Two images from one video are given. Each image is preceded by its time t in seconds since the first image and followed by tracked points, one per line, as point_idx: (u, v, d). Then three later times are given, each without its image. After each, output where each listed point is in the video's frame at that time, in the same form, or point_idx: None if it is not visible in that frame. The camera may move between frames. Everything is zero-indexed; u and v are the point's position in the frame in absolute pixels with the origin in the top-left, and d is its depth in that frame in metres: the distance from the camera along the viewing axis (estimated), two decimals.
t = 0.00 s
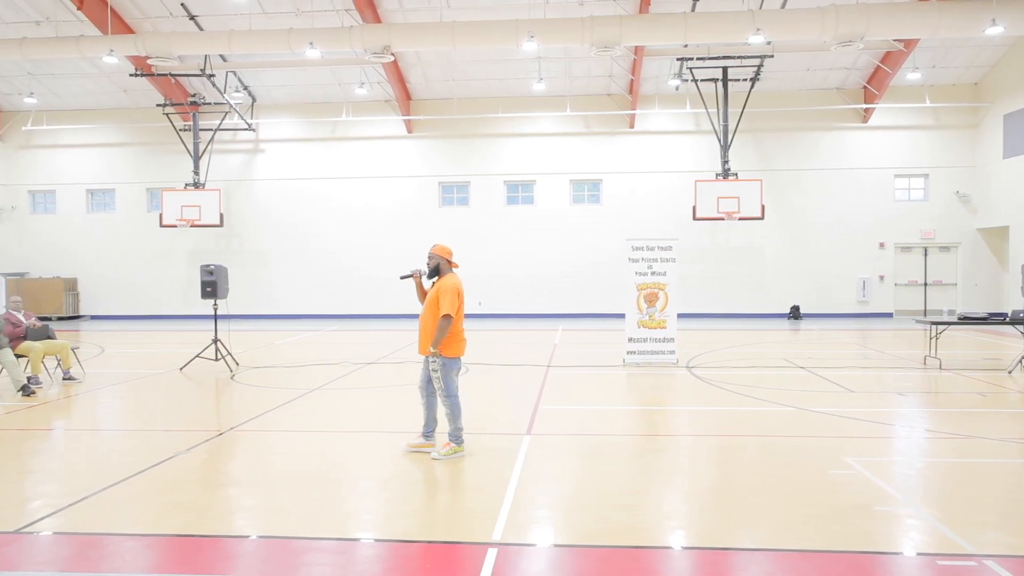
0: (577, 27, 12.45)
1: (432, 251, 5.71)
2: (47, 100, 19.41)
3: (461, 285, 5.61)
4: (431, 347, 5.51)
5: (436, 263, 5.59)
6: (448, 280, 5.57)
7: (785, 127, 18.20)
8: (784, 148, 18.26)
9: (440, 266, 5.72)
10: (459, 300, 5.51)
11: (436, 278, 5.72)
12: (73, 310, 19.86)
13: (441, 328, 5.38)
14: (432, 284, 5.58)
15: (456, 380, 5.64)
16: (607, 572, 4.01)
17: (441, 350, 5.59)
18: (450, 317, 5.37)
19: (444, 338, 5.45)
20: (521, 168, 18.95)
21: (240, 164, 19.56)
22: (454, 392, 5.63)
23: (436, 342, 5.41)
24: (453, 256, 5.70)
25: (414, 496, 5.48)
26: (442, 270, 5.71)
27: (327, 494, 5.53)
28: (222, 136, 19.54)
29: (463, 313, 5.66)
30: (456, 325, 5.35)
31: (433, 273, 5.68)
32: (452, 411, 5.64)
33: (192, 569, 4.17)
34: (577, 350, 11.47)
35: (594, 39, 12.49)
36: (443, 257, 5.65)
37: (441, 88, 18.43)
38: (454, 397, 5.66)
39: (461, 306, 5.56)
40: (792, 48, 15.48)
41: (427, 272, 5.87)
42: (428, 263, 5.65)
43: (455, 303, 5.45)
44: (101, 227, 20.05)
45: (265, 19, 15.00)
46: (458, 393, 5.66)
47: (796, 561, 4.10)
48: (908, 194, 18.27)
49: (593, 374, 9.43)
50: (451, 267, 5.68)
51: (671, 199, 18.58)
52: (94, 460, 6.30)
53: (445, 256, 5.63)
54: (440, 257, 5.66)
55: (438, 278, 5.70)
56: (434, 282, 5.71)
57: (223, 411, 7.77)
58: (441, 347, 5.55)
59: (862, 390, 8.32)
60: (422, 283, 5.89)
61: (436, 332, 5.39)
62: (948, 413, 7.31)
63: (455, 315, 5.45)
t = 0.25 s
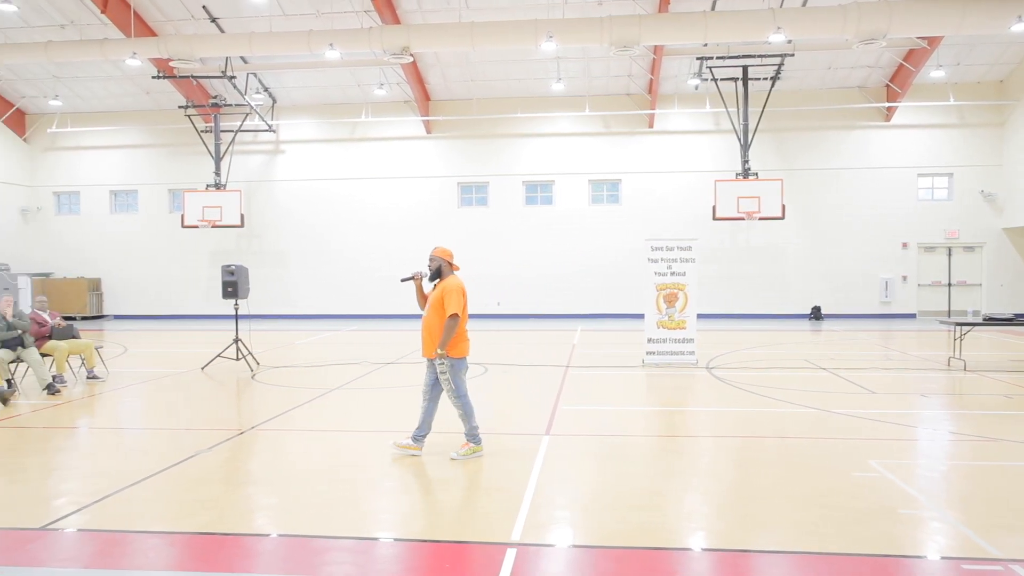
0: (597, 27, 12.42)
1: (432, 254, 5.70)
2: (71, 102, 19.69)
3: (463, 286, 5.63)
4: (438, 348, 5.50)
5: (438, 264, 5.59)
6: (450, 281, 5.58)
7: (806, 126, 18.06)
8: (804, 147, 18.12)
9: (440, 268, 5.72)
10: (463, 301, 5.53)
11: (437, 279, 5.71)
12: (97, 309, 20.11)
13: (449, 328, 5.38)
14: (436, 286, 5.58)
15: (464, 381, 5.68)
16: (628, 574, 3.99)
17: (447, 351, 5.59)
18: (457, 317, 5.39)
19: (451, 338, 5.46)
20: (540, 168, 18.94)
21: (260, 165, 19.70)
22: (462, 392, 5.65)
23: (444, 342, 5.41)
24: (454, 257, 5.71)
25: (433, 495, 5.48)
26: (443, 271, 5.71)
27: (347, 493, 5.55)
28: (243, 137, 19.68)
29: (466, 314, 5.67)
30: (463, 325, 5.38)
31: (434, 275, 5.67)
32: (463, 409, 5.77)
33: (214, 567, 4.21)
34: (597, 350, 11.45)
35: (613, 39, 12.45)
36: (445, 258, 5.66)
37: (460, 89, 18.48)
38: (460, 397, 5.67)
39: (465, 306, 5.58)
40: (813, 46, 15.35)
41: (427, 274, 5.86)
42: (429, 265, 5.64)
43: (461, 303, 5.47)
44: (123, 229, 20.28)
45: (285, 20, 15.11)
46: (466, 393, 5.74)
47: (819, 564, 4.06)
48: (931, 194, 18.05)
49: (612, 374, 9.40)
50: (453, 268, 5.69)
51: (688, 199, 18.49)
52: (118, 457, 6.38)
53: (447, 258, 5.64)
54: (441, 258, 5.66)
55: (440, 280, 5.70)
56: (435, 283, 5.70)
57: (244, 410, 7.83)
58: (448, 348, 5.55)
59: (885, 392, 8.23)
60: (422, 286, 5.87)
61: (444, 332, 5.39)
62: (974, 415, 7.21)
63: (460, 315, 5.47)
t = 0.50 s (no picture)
0: (611, 27, 12.40)
1: (423, 254, 5.74)
2: (88, 104, 19.86)
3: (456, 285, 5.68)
4: (432, 345, 5.50)
5: (430, 263, 5.64)
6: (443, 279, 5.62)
7: (820, 125, 17.96)
8: (818, 147, 18.02)
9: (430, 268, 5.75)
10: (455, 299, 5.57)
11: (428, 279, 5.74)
12: (113, 309, 20.27)
13: (445, 324, 5.41)
14: (428, 284, 5.61)
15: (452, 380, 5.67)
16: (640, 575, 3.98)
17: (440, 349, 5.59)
18: (451, 313, 5.43)
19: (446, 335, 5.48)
20: (553, 168, 18.93)
21: (274, 166, 19.80)
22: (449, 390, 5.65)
23: (439, 338, 5.42)
24: (444, 257, 5.77)
25: (446, 495, 5.49)
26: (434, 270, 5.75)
27: (359, 493, 5.56)
28: (257, 138, 19.78)
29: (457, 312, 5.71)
30: (458, 320, 5.42)
31: (425, 274, 5.70)
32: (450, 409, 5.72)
33: (228, 565, 4.23)
34: (610, 351, 11.42)
35: (626, 39, 12.42)
36: (436, 258, 5.71)
37: (473, 89, 18.50)
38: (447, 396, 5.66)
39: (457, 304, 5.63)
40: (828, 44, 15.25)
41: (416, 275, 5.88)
42: (420, 264, 5.67)
43: (454, 300, 5.52)
44: (137, 229, 20.43)
45: (299, 22, 15.17)
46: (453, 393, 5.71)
47: (834, 566, 4.03)
48: (947, 193, 17.89)
49: (625, 375, 9.38)
50: (443, 268, 5.74)
51: (701, 199, 18.42)
52: (134, 456, 6.42)
53: (438, 257, 5.70)
54: (432, 258, 5.71)
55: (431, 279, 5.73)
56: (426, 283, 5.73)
57: (258, 409, 7.86)
58: (441, 346, 5.56)
59: (901, 393, 8.17)
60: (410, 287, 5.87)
61: (439, 328, 5.40)
62: (991, 416, 7.14)
63: (454, 311, 5.51)
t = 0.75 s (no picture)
0: (623, 27, 12.38)
1: (423, 252, 5.75)
2: (104, 106, 20.03)
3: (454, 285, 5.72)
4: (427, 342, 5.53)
5: (430, 262, 5.66)
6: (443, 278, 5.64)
7: (835, 124, 17.85)
8: (832, 146, 17.92)
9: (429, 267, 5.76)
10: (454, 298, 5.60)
11: (427, 278, 5.77)
12: (128, 309, 20.43)
13: (441, 323, 5.43)
14: (427, 283, 5.63)
15: (443, 378, 5.69)
16: None
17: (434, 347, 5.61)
18: (450, 312, 5.46)
19: (442, 333, 5.50)
20: (567, 168, 18.91)
21: (288, 167, 19.90)
22: (432, 387, 5.66)
23: (434, 336, 5.44)
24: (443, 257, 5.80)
25: (460, 495, 5.49)
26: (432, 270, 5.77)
27: (372, 493, 5.57)
28: (271, 139, 19.91)
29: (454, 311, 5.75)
30: (457, 319, 5.46)
31: (424, 273, 5.72)
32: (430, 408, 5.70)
33: (242, 564, 4.24)
34: (624, 351, 11.40)
35: (639, 38, 12.40)
36: (436, 257, 5.73)
37: (486, 90, 18.52)
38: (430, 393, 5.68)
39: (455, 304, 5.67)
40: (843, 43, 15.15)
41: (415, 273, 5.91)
42: (420, 263, 5.68)
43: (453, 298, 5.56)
44: (152, 230, 20.58)
45: (313, 23, 15.23)
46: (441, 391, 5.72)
47: (850, 568, 4.00)
48: (964, 193, 17.73)
49: (639, 375, 9.35)
50: (442, 268, 5.77)
51: (713, 199, 18.36)
52: (149, 455, 6.46)
53: (438, 257, 5.72)
54: (432, 257, 5.72)
55: (429, 278, 5.75)
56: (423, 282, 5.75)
57: (272, 409, 7.88)
58: (435, 344, 5.58)
59: (917, 394, 8.10)
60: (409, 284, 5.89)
61: (437, 326, 5.42)
62: (1010, 418, 7.07)
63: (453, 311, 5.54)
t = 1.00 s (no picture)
0: (632, 27, 12.36)
1: (420, 252, 5.79)
2: (114, 107, 20.15)
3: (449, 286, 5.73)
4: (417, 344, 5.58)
5: (425, 263, 5.68)
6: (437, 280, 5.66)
7: (844, 124, 17.78)
8: (841, 146, 17.84)
9: (426, 268, 5.79)
10: (446, 300, 5.62)
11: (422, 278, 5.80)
12: (138, 309, 20.53)
13: (430, 326, 5.47)
14: (420, 284, 5.67)
15: (434, 378, 5.74)
16: None
17: (426, 348, 5.66)
18: (439, 315, 5.48)
19: (431, 335, 5.54)
20: (576, 168, 18.90)
21: (297, 168, 19.96)
22: (423, 388, 5.71)
23: (423, 338, 5.49)
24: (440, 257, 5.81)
25: (469, 495, 5.49)
26: (427, 271, 5.79)
27: (381, 493, 5.57)
28: (280, 139, 19.99)
29: (449, 312, 5.77)
30: (446, 322, 5.48)
31: (420, 273, 5.76)
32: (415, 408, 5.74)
33: (252, 563, 4.26)
34: (633, 351, 11.38)
35: (648, 38, 12.38)
36: (431, 259, 5.75)
37: (495, 90, 18.53)
38: (420, 393, 5.73)
39: (448, 306, 5.68)
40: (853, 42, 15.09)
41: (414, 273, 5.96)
42: (415, 264, 5.72)
43: (444, 301, 5.57)
44: (161, 230, 20.67)
45: (322, 24, 15.26)
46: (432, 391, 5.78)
47: (861, 570, 3.98)
48: (975, 193, 17.62)
49: (648, 375, 9.34)
50: (438, 269, 5.78)
51: (721, 199, 18.31)
52: (159, 455, 6.49)
53: (434, 258, 5.73)
54: (427, 259, 5.74)
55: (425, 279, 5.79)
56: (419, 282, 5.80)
57: (281, 409, 7.90)
58: (426, 345, 5.63)
59: (928, 395, 8.06)
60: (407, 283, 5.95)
61: (426, 328, 5.46)
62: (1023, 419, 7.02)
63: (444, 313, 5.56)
